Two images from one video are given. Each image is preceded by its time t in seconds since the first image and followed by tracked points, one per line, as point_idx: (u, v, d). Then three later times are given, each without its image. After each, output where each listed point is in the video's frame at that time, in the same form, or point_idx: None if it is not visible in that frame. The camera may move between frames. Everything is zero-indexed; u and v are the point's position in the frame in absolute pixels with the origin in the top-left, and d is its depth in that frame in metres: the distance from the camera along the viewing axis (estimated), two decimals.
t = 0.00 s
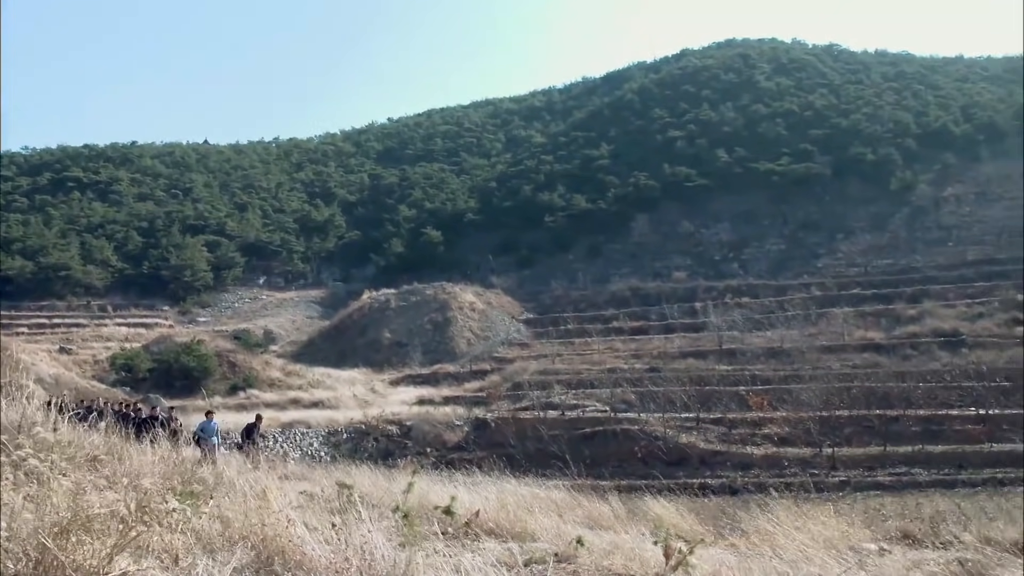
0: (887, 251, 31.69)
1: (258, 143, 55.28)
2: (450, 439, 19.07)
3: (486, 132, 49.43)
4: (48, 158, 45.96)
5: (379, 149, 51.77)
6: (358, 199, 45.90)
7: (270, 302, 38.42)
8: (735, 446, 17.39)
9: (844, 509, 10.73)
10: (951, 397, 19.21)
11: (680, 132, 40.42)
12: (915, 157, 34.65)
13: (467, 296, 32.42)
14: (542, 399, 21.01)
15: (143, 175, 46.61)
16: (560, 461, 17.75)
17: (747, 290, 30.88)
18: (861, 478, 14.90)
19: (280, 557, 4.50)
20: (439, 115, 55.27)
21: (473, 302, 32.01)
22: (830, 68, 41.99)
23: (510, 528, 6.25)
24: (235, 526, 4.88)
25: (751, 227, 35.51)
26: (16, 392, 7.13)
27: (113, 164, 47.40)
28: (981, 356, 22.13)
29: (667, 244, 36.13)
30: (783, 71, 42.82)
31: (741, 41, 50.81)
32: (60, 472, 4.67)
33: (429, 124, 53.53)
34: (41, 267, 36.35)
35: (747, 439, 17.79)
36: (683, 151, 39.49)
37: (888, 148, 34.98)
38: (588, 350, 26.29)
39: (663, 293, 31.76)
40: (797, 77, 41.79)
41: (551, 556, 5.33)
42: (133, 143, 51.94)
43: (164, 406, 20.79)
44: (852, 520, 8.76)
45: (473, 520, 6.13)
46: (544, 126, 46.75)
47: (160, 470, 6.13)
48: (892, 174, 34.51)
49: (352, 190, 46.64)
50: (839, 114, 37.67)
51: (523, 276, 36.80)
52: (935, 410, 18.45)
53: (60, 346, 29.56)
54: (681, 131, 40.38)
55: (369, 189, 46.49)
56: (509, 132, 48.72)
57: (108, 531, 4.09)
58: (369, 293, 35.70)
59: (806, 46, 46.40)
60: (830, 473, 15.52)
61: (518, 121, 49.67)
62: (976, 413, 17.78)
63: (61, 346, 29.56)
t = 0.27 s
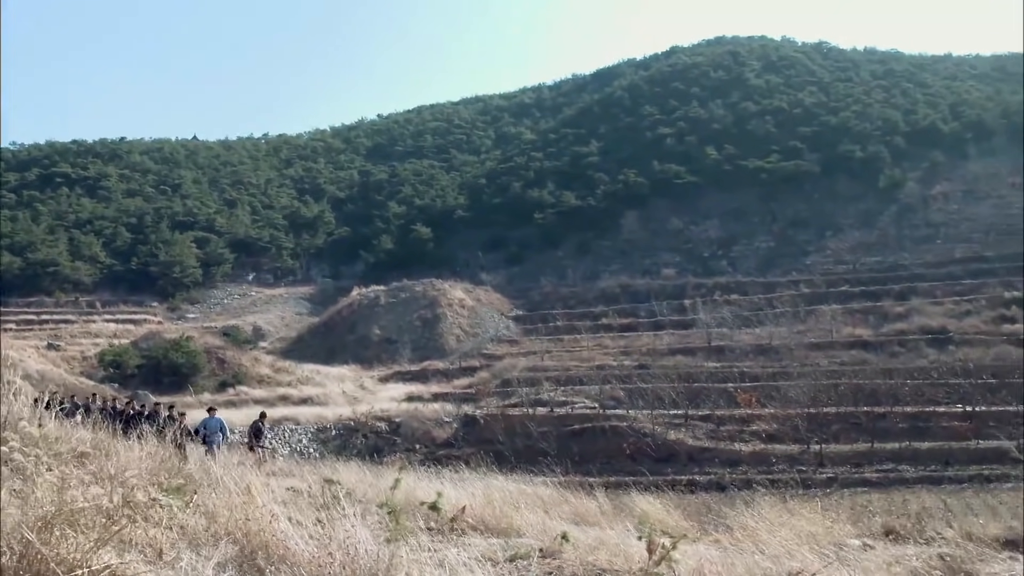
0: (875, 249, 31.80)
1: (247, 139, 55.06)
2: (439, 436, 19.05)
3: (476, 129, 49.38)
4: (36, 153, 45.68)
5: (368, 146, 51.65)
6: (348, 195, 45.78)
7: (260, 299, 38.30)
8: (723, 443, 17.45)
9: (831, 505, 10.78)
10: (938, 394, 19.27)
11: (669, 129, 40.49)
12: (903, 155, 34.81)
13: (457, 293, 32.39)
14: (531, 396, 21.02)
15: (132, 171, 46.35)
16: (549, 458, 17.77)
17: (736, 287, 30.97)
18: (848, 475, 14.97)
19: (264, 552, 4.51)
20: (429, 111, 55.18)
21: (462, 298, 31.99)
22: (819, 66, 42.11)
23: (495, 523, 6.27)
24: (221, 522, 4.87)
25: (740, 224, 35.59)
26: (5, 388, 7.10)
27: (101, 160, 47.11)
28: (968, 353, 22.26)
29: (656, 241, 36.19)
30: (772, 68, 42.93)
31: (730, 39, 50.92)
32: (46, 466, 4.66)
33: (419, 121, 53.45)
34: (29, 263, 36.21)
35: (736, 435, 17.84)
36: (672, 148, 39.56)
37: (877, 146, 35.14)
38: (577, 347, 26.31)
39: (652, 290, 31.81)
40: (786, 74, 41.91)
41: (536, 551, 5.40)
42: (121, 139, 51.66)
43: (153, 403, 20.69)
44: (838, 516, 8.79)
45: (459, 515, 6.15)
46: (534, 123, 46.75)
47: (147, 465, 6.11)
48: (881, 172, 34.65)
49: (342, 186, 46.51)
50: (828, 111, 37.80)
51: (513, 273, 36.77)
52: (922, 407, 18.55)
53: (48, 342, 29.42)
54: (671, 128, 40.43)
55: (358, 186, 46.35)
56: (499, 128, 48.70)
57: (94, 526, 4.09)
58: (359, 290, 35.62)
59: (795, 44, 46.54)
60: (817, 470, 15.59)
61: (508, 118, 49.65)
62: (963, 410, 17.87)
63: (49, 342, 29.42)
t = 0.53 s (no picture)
0: (865, 246, 31.88)
1: (237, 135, 54.85)
2: (428, 432, 19.03)
3: (466, 125, 49.30)
4: (25, 149, 45.44)
5: (358, 142, 51.51)
6: (337, 191, 45.65)
7: (249, 295, 38.20)
8: (712, 440, 17.48)
9: (820, 502, 10.79)
10: (926, 392, 19.36)
11: (659, 126, 40.51)
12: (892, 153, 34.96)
13: (446, 290, 32.34)
14: (520, 393, 21.02)
15: (121, 167, 46.11)
16: (538, 454, 17.78)
17: (725, 284, 31.05)
18: (836, 472, 15.02)
19: (247, 547, 4.50)
20: (419, 108, 55.06)
21: (452, 295, 31.95)
22: (809, 63, 42.18)
23: (481, 519, 6.29)
24: (206, 517, 4.86)
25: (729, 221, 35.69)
26: None
27: (90, 156, 46.85)
28: (956, 350, 22.35)
29: (646, 239, 36.26)
30: (762, 66, 42.99)
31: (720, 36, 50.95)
32: (31, 461, 4.63)
33: (409, 117, 53.33)
34: (18, 259, 36.31)
35: (724, 432, 17.88)
36: (663, 146, 39.61)
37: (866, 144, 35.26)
38: (566, 344, 26.30)
39: (642, 288, 31.84)
40: (776, 72, 41.97)
41: (521, 547, 5.45)
42: (111, 135, 51.42)
43: (143, 399, 20.64)
44: (823, 512, 8.81)
45: (444, 511, 6.17)
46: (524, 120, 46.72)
47: (134, 461, 6.08)
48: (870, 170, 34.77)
49: (331, 183, 46.36)
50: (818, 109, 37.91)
51: (502, 271, 36.72)
52: (910, 404, 18.62)
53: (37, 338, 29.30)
54: (661, 125, 40.45)
55: (348, 182, 46.20)
56: (489, 125, 48.63)
57: (77, 520, 4.08)
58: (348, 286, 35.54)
59: (785, 41, 46.61)
60: (805, 467, 15.64)
61: (498, 115, 49.59)
62: (951, 408, 17.93)
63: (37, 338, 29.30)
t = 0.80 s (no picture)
0: (854, 243, 32.00)
1: (227, 130, 54.64)
2: (417, 428, 19.01)
3: (456, 121, 49.23)
4: (13, 143, 45.17)
5: (349, 137, 51.38)
6: (327, 187, 45.52)
7: (238, 290, 38.04)
8: (700, 436, 17.52)
9: (807, 498, 10.82)
10: (914, 388, 19.51)
11: (649, 123, 40.57)
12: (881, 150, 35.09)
13: (436, 286, 32.30)
14: (510, 389, 21.02)
15: (110, 162, 45.88)
16: (526, 449, 17.78)
17: (715, 281, 31.12)
18: (824, 468, 15.07)
19: (230, 540, 4.47)
20: (410, 103, 54.95)
21: (441, 291, 31.92)
22: (799, 61, 42.27)
23: (466, 514, 6.27)
24: (191, 511, 4.83)
25: (718, 218, 35.76)
26: None
27: (80, 151, 46.62)
28: (944, 347, 22.45)
29: (636, 235, 36.29)
30: (752, 63, 43.07)
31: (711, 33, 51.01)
32: (14, 453, 4.60)
33: (400, 113, 53.22)
34: (6, 254, 36.09)
35: (713, 429, 17.92)
36: (653, 142, 39.66)
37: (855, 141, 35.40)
38: (556, 340, 26.31)
39: (631, 284, 31.87)
40: (766, 69, 42.06)
41: (506, 542, 5.43)
42: (100, 130, 51.16)
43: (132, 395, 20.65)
44: (809, 508, 8.81)
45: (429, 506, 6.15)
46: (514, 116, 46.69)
47: (121, 456, 6.04)
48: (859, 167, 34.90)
49: (321, 178, 46.23)
50: (808, 106, 38.02)
51: (492, 267, 36.66)
52: (897, 401, 18.70)
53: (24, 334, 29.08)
54: (651, 122, 40.50)
55: (338, 177, 46.09)
56: (479, 121, 48.56)
57: (61, 512, 4.04)
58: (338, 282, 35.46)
59: (776, 38, 46.70)
60: (793, 463, 15.69)
61: (488, 111, 49.53)
62: (938, 404, 18.00)
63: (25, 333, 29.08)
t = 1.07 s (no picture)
0: (844, 240, 32.09)
1: (218, 125, 54.45)
2: (408, 423, 19.03)
3: (448, 117, 49.20)
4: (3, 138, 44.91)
5: (340, 133, 51.27)
6: (319, 182, 45.43)
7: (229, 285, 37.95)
8: (690, 432, 17.58)
9: (794, 493, 10.87)
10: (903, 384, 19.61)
11: (641, 119, 40.62)
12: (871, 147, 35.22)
13: (427, 281, 32.29)
14: (500, 384, 21.05)
15: (101, 157, 45.67)
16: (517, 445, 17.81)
17: (706, 277, 31.20)
18: (813, 464, 15.14)
19: (216, 532, 4.48)
20: (402, 99, 54.84)
21: (432, 287, 31.91)
22: (790, 57, 42.37)
23: (452, 509, 6.28)
24: (177, 503, 4.83)
25: (709, 214, 35.83)
26: None
27: (70, 146, 46.39)
28: (932, 343, 22.57)
29: (627, 231, 36.35)
30: (744, 59, 43.15)
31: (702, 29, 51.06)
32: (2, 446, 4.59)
33: (391, 108, 53.14)
34: None
35: (703, 424, 17.98)
36: (644, 139, 39.71)
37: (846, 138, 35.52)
38: (547, 336, 26.34)
39: (622, 280, 31.91)
40: (757, 66, 42.15)
41: (492, 536, 5.44)
42: (91, 125, 50.91)
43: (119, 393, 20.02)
44: (796, 503, 8.85)
45: (416, 500, 6.15)
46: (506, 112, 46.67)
47: (109, 450, 6.03)
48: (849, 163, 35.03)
49: (313, 173, 46.12)
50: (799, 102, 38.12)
51: (483, 262, 36.63)
52: (886, 397, 18.79)
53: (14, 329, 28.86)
54: (642, 118, 40.55)
55: (330, 173, 45.97)
56: (471, 117, 48.52)
57: (47, 504, 4.04)
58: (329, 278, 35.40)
59: (767, 35, 46.80)
60: (782, 459, 15.75)
61: (480, 107, 49.50)
62: (926, 400, 18.11)
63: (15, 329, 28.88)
